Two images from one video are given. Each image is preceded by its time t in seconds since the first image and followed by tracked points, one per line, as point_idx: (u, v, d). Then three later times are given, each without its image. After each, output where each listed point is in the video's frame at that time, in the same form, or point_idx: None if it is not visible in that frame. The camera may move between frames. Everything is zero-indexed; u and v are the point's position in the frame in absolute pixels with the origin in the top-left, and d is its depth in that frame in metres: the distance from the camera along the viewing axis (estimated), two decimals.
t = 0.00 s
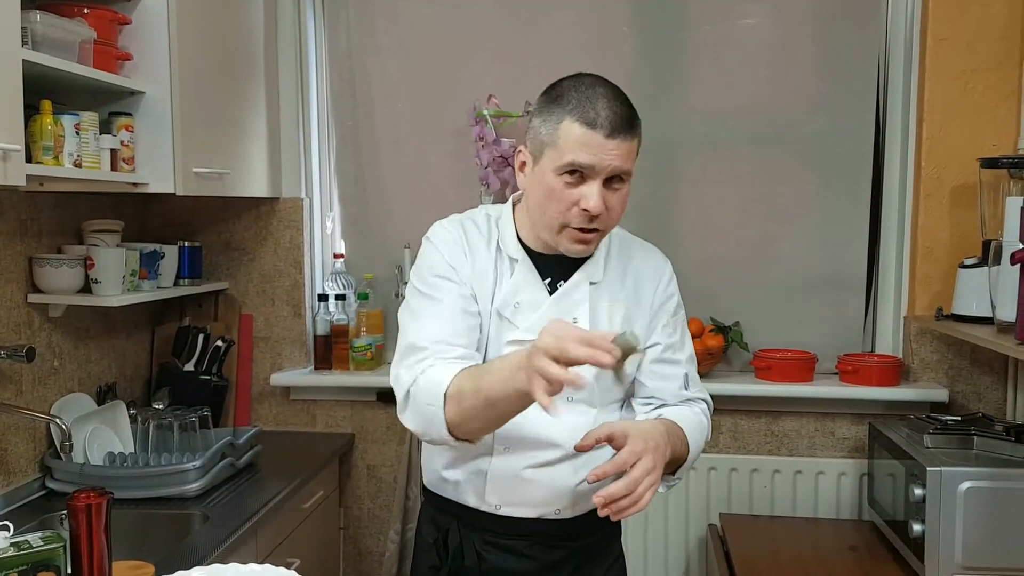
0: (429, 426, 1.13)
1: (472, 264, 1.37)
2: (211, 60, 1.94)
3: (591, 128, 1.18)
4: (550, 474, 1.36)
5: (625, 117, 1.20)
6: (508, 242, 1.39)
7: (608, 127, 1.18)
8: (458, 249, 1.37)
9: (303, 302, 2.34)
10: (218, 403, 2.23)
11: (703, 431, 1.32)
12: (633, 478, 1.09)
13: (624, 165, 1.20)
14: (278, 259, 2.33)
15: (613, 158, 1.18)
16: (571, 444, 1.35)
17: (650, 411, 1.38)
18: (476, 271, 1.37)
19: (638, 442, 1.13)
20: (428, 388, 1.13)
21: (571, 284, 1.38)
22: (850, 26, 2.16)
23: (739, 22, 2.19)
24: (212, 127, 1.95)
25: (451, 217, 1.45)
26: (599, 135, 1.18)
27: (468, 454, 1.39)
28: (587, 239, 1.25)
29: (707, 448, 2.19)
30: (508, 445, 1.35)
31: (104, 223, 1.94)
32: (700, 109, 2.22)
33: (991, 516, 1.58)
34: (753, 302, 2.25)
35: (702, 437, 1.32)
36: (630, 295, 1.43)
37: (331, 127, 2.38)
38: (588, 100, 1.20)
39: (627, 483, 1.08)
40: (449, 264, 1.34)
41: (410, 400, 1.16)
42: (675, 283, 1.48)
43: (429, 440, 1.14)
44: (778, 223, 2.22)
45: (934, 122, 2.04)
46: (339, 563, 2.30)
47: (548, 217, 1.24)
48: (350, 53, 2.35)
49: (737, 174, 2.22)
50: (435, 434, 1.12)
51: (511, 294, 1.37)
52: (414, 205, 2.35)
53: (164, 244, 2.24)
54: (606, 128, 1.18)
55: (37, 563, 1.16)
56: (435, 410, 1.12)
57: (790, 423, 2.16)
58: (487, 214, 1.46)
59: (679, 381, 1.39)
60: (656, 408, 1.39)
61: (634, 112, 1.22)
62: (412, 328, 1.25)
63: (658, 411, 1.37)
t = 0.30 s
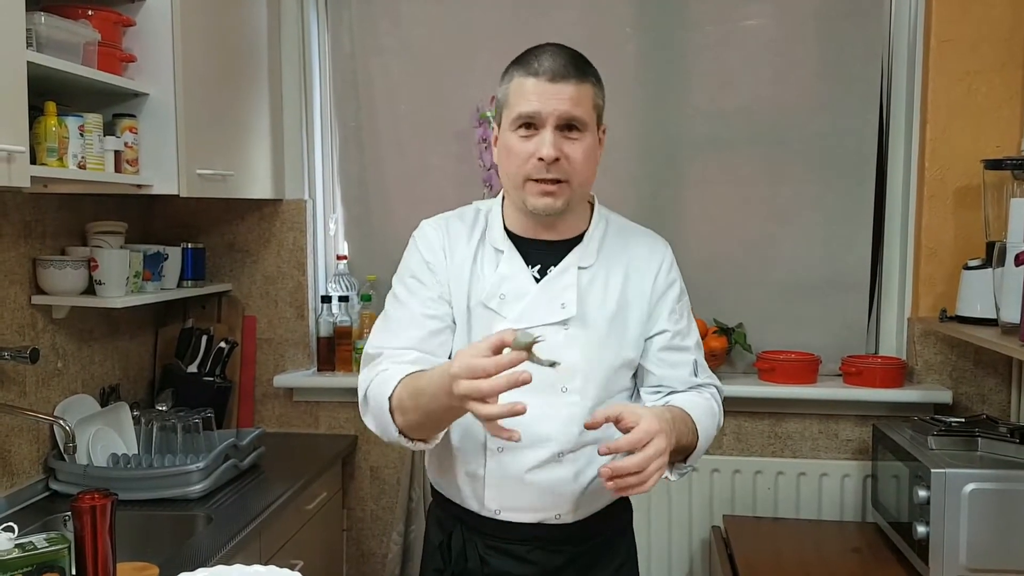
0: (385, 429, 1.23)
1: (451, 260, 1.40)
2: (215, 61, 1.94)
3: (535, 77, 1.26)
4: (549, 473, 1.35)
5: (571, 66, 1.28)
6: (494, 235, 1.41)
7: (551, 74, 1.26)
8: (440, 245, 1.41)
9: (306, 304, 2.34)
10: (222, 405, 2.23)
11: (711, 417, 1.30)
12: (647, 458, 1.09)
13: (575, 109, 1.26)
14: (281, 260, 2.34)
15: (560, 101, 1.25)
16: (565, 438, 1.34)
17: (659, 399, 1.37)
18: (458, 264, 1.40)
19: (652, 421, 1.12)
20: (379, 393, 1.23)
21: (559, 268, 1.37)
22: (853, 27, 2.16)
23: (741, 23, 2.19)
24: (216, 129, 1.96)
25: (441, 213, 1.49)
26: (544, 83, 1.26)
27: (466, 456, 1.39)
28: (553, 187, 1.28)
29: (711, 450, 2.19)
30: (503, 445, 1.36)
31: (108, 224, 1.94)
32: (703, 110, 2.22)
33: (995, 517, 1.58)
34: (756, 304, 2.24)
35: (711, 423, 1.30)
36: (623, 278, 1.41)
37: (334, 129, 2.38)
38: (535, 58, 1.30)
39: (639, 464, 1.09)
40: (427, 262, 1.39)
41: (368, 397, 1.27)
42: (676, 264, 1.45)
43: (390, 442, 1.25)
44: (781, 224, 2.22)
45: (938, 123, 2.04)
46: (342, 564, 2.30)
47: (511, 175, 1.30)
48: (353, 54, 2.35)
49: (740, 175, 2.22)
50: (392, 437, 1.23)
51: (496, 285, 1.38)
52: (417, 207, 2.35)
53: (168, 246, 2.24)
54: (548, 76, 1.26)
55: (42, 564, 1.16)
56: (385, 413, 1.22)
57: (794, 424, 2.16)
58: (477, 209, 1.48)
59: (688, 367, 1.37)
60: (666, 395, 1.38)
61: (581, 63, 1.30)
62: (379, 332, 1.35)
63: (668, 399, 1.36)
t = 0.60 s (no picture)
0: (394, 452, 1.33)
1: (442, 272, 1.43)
2: (215, 64, 1.94)
3: (512, 82, 1.27)
4: (543, 477, 1.36)
5: (547, 69, 1.28)
6: (484, 243, 1.42)
7: (528, 78, 1.27)
8: (431, 258, 1.44)
9: (306, 306, 2.34)
10: (222, 407, 2.23)
11: (684, 422, 1.28)
12: (564, 443, 1.16)
13: (553, 112, 1.27)
14: (281, 263, 2.34)
15: (537, 105, 1.26)
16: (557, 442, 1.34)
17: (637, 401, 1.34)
18: (449, 274, 1.42)
19: (591, 420, 1.15)
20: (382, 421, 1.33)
21: (546, 273, 1.38)
22: (853, 28, 2.16)
23: (741, 24, 2.20)
24: (216, 131, 1.96)
25: (433, 223, 1.51)
26: (522, 87, 1.27)
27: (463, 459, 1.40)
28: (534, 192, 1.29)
29: (712, 450, 2.19)
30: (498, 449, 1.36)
31: (108, 226, 1.94)
32: (702, 111, 2.22)
33: (996, 518, 1.58)
34: (756, 305, 2.24)
35: (680, 426, 1.27)
36: (608, 279, 1.40)
37: (334, 131, 2.39)
38: (513, 62, 1.31)
39: (553, 441, 1.17)
40: (419, 277, 1.43)
41: (377, 421, 1.36)
42: (664, 260, 1.41)
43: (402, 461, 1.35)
44: (781, 226, 2.22)
45: (937, 124, 2.04)
46: (343, 566, 2.30)
47: (494, 180, 1.31)
48: (353, 56, 2.35)
49: (740, 176, 2.22)
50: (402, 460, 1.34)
51: (486, 292, 1.39)
52: (417, 208, 2.36)
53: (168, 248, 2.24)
54: (525, 81, 1.27)
55: (43, 567, 1.17)
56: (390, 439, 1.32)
57: (794, 425, 2.16)
58: (469, 215, 1.50)
59: (667, 367, 1.34)
60: (647, 395, 1.35)
61: (560, 65, 1.30)
62: (380, 356, 1.42)
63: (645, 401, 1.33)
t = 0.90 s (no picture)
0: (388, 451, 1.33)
1: (443, 275, 1.43)
2: (216, 65, 1.94)
3: (520, 75, 1.28)
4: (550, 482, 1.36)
5: (556, 65, 1.29)
6: (486, 247, 1.42)
7: (537, 72, 1.28)
8: (432, 261, 1.45)
9: (307, 307, 2.34)
10: (223, 408, 2.23)
11: (688, 423, 1.28)
12: (576, 443, 1.11)
13: (560, 106, 1.28)
14: (282, 264, 2.34)
15: (544, 98, 1.27)
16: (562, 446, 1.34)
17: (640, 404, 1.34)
18: (450, 277, 1.42)
19: (607, 428, 1.10)
20: (376, 419, 1.32)
21: (548, 277, 1.38)
22: (852, 29, 2.16)
23: (741, 25, 2.20)
24: (217, 133, 1.96)
25: (435, 225, 1.51)
26: (530, 80, 1.28)
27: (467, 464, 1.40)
28: (539, 185, 1.29)
29: (713, 451, 2.19)
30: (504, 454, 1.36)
31: (109, 228, 1.94)
32: (703, 112, 2.22)
33: (997, 519, 1.58)
34: (757, 306, 2.25)
35: (685, 426, 1.27)
36: (611, 282, 1.40)
37: (335, 133, 2.39)
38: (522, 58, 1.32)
39: (569, 439, 1.11)
40: (420, 280, 1.43)
41: (369, 418, 1.36)
42: (668, 263, 1.41)
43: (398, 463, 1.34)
44: (781, 227, 2.22)
45: (938, 125, 2.04)
46: (344, 567, 2.30)
47: (500, 174, 1.31)
48: (353, 58, 2.35)
49: (741, 177, 2.22)
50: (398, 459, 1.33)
51: (488, 297, 1.38)
52: (418, 209, 2.36)
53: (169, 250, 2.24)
54: (534, 74, 1.28)
55: (44, 569, 1.17)
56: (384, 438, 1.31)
57: (795, 426, 2.16)
58: (471, 218, 1.50)
59: (671, 371, 1.34)
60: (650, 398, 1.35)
61: (568, 62, 1.32)
62: (378, 356, 1.42)
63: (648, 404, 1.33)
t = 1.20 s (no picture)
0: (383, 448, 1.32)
1: (444, 275, 1.43)
2: (216, 64, 1.94)
3: (527, 75, 1.28)
4: (553, 485, 1.36)
5: (564, 66, 1.30)
6: (489, 248, 1.42)
7: (544, 72, 1.28)
8: (433, 260, 1.44)
9: (308, 307, 2.34)
10: (224, 408, 2.23)
11: (698, 414, 1.28)
12: (618, 409, 1.11)
13: (567, 107, 1.28)
14: (283, 264, 2.34)
15: (551, 98, 1.27)
16: (565, 449, 1.34)
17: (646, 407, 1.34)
18: (452, 277, 1.42)
19: (651, 406, 1.10)
20: (368, 409, 1.32)
21: (553, 279, 1.38)
22: (854, 27, 2.16)
23: (742, 24, 2.20)
24: (218, 132, 1.96)
25: (436, 223, 1.51)
26: (537, 80, 1.28)
27: (468, 465, 1.40)
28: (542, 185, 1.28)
29: (714, 451, 2.19)
30: (506, 456, 1.36)
31: (110, 228, 1.94)
32: (703, 111, 2.22)
33: (999, 518, 1.58)
34: (759, 305, 2.24)
35: (700, 422, 1.27)
36: (615, 285, 1.40)
37: (336, 132, 2.39)
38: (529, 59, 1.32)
39: (613, 402, 1.11)
40: (420, 278, 1.43)
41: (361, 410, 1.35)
42: (672, 267, 1.42)
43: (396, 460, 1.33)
44: (782, 226, 2.22)
45: (940, 123, 2.04)
46: (345, 567, 2.30)
47: (504, 174, 1.30)
48: (353, 58, 2.35)
49: (742, 176, 2.22)
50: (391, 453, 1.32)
51: (491, 298, 1.38)
52: (419, 209, 2.35)
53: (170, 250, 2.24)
54: (541, 73, 1.28)
55: (46, 569, 1.18)
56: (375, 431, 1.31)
57: (797, 425, 2.16)
58: (473, 218, 1.50)
59: (679, 376, 1.33)
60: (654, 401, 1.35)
61: (576, 63, 1.32)
62: (376, 351, 1.42)
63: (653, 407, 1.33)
